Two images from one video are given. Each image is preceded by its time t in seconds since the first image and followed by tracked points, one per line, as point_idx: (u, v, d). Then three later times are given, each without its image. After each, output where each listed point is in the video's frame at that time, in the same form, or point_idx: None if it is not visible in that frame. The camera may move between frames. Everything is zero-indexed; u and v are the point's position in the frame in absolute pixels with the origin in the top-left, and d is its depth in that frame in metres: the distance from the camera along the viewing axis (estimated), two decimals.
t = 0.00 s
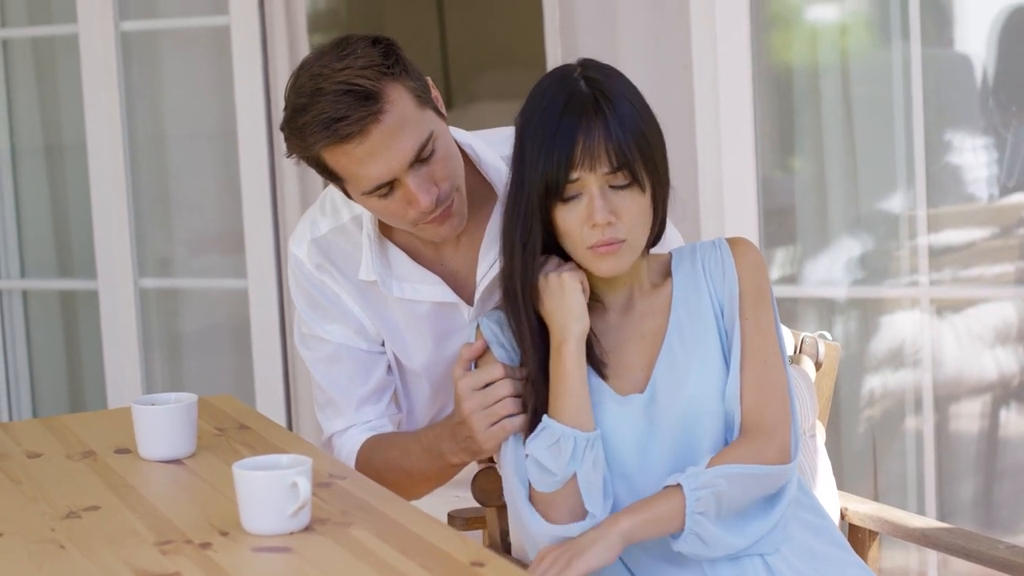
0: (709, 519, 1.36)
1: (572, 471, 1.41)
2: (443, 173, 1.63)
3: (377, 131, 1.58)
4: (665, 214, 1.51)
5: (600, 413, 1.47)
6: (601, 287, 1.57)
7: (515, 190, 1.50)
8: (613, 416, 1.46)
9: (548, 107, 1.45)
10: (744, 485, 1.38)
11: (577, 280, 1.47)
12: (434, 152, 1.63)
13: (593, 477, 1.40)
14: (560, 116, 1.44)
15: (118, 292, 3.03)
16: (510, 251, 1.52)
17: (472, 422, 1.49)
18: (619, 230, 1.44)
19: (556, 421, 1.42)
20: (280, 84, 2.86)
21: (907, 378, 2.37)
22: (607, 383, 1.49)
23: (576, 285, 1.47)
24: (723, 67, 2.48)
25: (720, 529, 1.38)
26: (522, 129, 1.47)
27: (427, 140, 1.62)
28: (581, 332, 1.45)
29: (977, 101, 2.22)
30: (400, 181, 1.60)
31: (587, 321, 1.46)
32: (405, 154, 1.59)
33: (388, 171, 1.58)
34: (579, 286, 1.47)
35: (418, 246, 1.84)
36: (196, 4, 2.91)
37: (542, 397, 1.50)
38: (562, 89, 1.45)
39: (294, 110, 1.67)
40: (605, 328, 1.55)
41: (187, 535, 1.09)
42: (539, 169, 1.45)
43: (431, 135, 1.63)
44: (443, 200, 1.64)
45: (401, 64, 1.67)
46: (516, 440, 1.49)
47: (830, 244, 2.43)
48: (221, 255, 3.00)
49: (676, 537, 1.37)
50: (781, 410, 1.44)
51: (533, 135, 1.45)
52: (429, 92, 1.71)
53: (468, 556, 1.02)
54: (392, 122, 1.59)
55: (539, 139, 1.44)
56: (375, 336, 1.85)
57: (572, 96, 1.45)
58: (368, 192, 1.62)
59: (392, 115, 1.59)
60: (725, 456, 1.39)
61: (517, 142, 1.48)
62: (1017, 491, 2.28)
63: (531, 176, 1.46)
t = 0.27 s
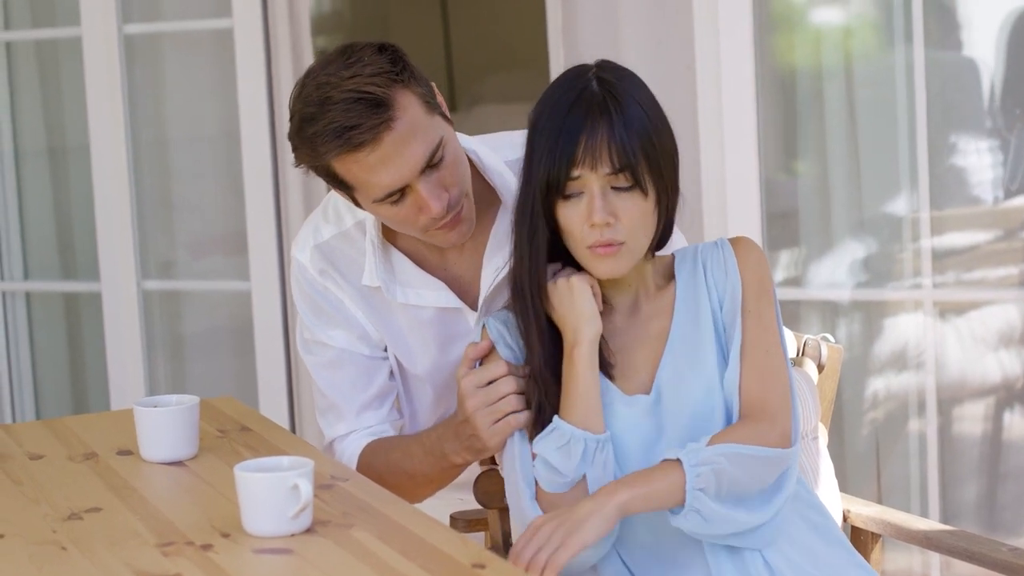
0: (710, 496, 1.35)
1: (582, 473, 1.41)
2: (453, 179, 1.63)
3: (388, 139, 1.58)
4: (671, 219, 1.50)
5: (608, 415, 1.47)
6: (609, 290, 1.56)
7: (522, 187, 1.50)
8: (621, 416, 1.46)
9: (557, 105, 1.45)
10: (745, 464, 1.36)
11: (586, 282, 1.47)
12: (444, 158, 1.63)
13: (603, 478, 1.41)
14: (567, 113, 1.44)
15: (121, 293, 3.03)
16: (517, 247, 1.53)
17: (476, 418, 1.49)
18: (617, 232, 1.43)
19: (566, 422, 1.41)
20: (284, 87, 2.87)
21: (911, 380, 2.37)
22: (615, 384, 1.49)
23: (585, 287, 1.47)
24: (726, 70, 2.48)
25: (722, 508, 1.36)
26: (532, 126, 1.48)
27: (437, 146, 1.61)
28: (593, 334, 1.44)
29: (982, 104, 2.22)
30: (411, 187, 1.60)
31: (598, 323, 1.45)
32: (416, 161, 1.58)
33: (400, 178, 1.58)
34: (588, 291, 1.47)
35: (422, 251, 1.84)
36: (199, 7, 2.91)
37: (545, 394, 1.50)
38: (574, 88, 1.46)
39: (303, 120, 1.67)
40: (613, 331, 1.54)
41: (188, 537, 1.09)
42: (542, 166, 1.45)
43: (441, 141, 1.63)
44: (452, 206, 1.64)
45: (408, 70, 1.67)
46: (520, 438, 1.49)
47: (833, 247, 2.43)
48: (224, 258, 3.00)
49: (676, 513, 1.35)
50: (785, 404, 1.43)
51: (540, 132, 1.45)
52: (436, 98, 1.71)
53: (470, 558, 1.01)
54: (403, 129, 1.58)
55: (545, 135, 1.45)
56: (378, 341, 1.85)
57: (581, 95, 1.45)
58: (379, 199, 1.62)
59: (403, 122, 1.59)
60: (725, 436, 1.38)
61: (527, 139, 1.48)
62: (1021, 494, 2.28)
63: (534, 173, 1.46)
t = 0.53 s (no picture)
0: (697, 467, 1.32)
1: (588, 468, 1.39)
2: (464, 175, 1.63)
3: (401, 135, 1.57)
4: (677, 216, 1.49)
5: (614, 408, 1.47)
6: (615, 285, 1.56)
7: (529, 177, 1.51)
8: (626, 411, 1.46)
9: (567, 96, 1.46)
10: (735, 436, 1.34)
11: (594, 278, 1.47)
12: (455, 154, 1.63)
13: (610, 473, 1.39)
14: (576, 103, 1.45)
15: (124, 289, 3.03)
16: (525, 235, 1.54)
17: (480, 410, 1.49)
18: (619, 226, 1.42)
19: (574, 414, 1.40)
20: (287, 82, 2.86)
21: (914, 376, 2.36)
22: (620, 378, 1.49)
23: (593, 283, 1.47)
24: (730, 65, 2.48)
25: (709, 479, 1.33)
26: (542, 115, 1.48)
27: (449, 142, 1.61)
28: (604, 331, 1.45)
29: (986, 99, 2.21)
30: (424, 184, 1.60)
31: (610, 322, 1.45)
32: (429, 158, 1.58)
33: (413, 175, 1.58)
34: (596, 289, 1.47)
35: (426, 248, 1.84)
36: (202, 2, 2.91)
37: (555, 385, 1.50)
38: (587, 79, 1.46)
39: (313, 119, 1.66)
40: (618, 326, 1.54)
41: (190, 532, 1.09)
42: (548, 156, 1.46)
43: (452, 136, 1.63)
44: (464, 201, 1.64)
45: (417, 67, 1.67)
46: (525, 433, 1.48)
47: (835, 242, 2.43)
48: (227, 253, 3.00)
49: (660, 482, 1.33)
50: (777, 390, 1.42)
51: (550, 122, 1.46)
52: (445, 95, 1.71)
53: (471, 553, 1.01)
54: (415, 125, 1.58)
55: (553, 125, 1.45)
56: (380, 339, 1.85)
57: (592, 87, 1.45)
58: (392, 197, 1.61)
59: (415, 118, 1.58)
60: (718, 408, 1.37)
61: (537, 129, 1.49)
62: None
63: (541, 162, 1.47)
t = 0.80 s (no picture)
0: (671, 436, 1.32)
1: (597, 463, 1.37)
2: (474, 170, 1.63)
3: (414, 131, 1.57)
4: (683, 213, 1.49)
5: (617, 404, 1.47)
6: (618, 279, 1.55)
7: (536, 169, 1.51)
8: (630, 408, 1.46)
9: (576, 89, 1.46)
10: (715, 410, 1.33)
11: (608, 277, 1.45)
12: (466, 148, 1.63)
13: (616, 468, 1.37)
14: (585, 95, 1.44)
15: (125, 283, 3.03)
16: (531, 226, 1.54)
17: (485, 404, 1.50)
18: (621, 221, 1.42)
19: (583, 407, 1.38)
20: (289, 78, 2.86)
21: (915, 372, 2.36)
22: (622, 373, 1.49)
23: (606, 281, 1.45)
24: (732, 60, 2.48)
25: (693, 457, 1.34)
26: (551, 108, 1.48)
27: (460, 137, 1.61)
28: (621, 327, 1.42)
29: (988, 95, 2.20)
30: (436, 180, 1.59)
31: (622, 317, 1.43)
32: (441, 153, 1.58)
33: (426, 170, 1.58)
34: (608, 285, 1.45)
35: (428, 245, 1.84)
36: None
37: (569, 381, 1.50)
38: (597, 73, 1.46)
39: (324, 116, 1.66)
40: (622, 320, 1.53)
41: (189, 527, 1.09)
42: (554, 148, 1.46)
43: (462, 132, 1.63)
44: (474, 197, 1.64)
45: (427, 64, 1.67)
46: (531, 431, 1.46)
47: (836, 238, 2.42)
48: (228, 248, 3.00)
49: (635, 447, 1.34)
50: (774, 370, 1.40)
51: (558, 115, 1.46)
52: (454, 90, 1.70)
53: (470, 549, 1.01)
54: (428, 120, 1.58)
55: (560, 118, 1.45)
56: (380, 334, 1.85)
57: (601, 81, 1.45)
58: (403, 193, 1.61)
59: (428, 114, 1.58)
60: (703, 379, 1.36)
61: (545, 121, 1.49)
62: None
63: (547, 154, 1.47)
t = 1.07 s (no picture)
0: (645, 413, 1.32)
1: (605, 463, 1.38)
2: (482, 167, 1.64)
3: (425, 128, 1.57)
4: (687, 214, 1.49)
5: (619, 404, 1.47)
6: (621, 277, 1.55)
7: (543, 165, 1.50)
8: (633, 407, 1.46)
9: (584, 87, 1.45)
10: (691, 387, 1.32)
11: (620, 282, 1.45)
12: (474, 146, 1.63)
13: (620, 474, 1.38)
14: (593, 93, 1.44)
15: (125, 281, 3.03)
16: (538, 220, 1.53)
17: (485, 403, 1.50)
18: (624, 223, 1.42)
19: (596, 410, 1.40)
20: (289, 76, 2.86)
21: (915, 371, 2.36)
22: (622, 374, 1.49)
23: (620, 287, 1.44)
24: (732, 59, 2.48)
25: (679, 436, 1.34)
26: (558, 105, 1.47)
27: (468, 134, 1.61)
28: (637, 332, 1.41)
29: (989, 95, 2.21)
30: (446, 177, 1.59)
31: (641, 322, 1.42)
32: (451, 150, 1.58)
33: (436, 167, 1.58)
34: (624, 291, 1.44)
35: (430, 244, 1.84)
36: None
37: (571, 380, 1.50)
38: (605, 70, 1.45)
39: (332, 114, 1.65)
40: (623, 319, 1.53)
41: (187, 525, 1.09)
42: (560, 146, 1.45)
43: (471, 129, 1.63)
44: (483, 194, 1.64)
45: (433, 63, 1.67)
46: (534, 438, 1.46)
47: (836, 237, 2.42)
48: (229, 246, 3.00)
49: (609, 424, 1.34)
50: (760, 354, 1.39)
51: (565, 112, 1.45)
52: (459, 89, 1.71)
53: (468, 547, 1.01)
54: (438, 117, 1.58)
55: (567, 115, 1.45)
56: (380, 333, 1.85)
57: (608, 79, 1.44)
58: (412, 190, 1.61)
59: (438, 111, 1.58)
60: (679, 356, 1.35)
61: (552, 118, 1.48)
62: None
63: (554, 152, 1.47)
